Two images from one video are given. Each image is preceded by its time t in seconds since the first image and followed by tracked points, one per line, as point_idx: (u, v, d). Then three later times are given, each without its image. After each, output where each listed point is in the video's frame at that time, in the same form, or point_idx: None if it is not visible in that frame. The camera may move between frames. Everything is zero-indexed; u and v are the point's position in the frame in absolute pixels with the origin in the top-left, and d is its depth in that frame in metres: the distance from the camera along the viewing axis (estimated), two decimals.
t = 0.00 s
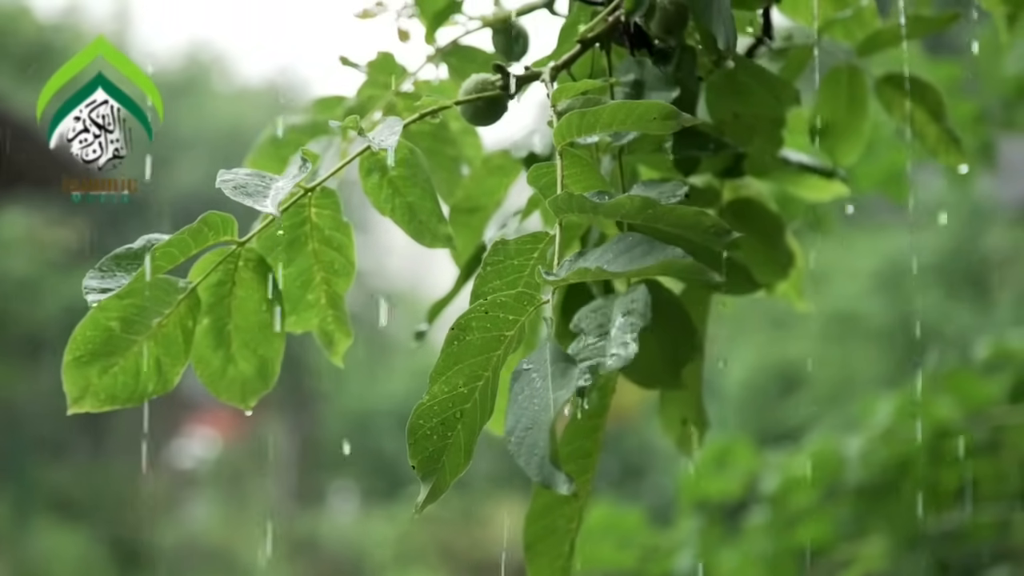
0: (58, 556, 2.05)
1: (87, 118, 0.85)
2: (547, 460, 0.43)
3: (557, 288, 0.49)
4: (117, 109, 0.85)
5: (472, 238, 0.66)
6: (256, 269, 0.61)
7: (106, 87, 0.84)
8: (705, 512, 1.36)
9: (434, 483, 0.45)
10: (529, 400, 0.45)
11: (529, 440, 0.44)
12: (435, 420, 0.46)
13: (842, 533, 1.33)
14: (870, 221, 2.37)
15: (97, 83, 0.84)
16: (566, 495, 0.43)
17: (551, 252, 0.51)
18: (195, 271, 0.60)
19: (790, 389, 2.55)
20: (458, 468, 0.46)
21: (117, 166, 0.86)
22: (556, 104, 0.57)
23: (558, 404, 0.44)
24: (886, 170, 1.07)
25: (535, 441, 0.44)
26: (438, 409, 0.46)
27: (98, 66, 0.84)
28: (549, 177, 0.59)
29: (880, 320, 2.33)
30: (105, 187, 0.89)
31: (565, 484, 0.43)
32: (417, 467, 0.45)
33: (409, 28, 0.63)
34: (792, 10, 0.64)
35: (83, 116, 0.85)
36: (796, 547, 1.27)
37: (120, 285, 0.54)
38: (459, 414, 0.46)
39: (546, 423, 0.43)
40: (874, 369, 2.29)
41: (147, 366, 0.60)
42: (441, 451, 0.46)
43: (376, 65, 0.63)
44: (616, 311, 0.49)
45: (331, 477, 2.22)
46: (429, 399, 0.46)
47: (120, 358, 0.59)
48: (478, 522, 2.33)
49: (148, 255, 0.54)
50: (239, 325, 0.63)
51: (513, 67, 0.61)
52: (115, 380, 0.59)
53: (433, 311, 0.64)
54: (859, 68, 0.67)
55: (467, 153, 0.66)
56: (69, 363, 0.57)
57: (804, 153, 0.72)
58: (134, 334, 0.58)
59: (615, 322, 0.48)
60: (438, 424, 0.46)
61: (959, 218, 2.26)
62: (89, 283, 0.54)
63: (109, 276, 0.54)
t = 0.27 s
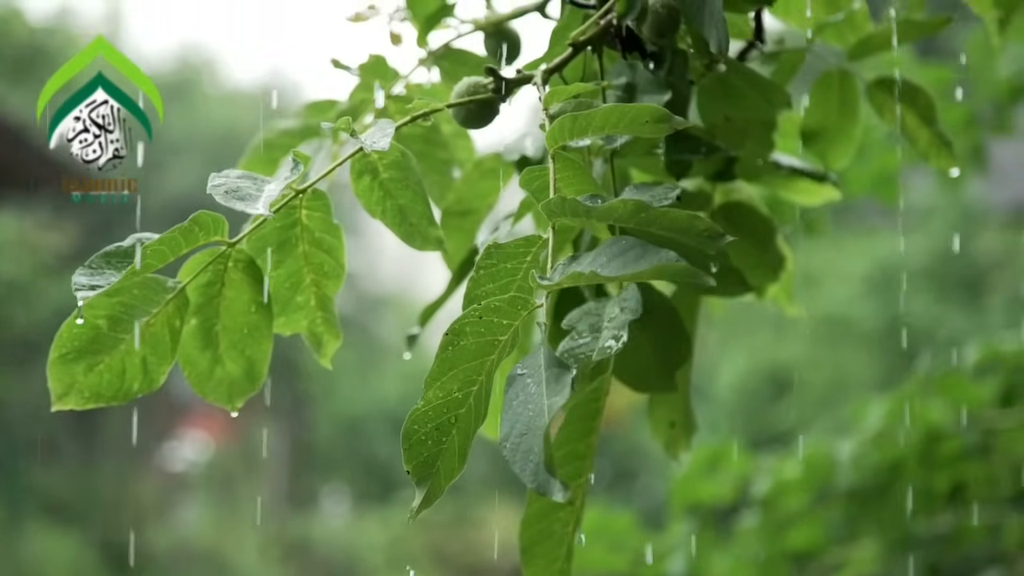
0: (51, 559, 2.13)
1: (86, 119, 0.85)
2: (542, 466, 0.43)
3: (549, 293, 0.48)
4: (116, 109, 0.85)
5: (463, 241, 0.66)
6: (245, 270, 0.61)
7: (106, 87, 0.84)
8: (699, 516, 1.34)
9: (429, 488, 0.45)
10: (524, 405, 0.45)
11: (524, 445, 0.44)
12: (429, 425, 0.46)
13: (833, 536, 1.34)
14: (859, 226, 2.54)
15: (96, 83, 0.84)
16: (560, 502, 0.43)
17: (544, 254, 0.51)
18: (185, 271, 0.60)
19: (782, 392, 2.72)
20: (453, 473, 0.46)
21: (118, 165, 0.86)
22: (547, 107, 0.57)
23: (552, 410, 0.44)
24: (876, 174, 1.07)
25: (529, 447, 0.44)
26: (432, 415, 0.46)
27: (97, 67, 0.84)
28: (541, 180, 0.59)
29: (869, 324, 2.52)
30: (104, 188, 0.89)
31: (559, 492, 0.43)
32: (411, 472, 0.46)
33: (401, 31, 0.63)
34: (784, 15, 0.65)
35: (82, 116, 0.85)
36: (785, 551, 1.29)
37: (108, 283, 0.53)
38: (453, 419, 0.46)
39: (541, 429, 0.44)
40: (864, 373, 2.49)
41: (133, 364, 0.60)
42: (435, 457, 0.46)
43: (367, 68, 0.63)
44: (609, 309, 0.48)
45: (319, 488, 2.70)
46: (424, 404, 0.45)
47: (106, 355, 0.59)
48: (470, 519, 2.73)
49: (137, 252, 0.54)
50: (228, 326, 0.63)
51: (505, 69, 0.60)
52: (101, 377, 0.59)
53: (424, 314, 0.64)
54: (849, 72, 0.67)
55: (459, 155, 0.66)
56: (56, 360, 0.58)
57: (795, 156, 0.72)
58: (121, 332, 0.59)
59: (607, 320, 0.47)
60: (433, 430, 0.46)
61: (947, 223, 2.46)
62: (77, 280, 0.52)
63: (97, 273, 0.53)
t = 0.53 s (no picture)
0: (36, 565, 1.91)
1: (86, 118, 0.84)
2: (523, 473, 0.43)
3: (538, 297, 0.48)
4: (117, 109, 0.84)
5: (455, 245, 0.66)
6: (237, 275, 0.61)
7: (107, 87, 0.83)
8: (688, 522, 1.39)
9: (417, 493, 0.45)
10: (509, 410, 0.45)
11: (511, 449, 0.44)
12: (417, 430, 0.46)
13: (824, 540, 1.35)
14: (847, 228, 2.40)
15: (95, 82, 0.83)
16: (543, 508, 0.43)
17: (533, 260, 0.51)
18: (176, 276, 0.60)
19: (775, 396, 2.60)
20: (443, 478, 0.46)
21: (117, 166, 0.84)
22: (538, 111, 0.57)
23: (535, 415, 0.44)
24: (864, 179, 1.07)
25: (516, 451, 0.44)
26: (421, 419, 0.46)
27: (98, 67, 0.83)
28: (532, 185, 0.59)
29: (859, 326, 2.38)
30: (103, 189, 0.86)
31: (542, 497, 0.43)
32: (401, 477, 0.45)
33: (392, 36, 0.63)
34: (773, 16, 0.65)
35: (81, 115, 0.84)
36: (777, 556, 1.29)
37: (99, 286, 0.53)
38: (441, 424, 0.46)
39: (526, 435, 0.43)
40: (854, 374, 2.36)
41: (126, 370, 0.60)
42: (425, 461, 0.46)
43: (359, 72, 0.63)
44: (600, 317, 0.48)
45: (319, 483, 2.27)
46: (412, 409, 0.45)
47: (100, 362, 0.59)
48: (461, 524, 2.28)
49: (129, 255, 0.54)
50: (221, 332, 0.63)
51: (496, 74, 0.60)
52: (95, 385, 0.59)
53: (415, 317, 0.64)
54: (839, 76, 0.68)
55: (450, 160, 0.66)
56: (50, 367, 0.57)
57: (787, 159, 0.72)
58: (114, 339, 0.58)
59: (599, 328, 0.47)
60: (421, 434, 0.46)
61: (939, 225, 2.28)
62: (66, 282, 0.52)
63: (86, 275, 0.53)
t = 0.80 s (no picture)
0: None
1: (87, 118, 0.81)
2: (530, 473, 0.43)
3: (532, 299, 0.48)
4: (117, 109, 0.81)
5: (444, 249, 0.66)
6: (227, 278, 0.61)
7: (107, 87, 0.80)
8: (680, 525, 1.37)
9: (410, 496, 0.45)
10: (509, 411, 0.45)
11: (512, 450, 0.43)
12: (411, 432, 0.45)
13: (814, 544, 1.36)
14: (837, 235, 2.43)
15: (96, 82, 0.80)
16: (551, 508, 0.43)
17: (525, 262, 0.51)
18: (166, 279, 0.60)
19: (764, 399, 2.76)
20: (435, 479, 0.46)
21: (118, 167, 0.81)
22: (529, 115, 0.57)
23: (540, 416, 0.44)
24: (853, 185, 1.07)
25: (517, 453, 0.43)
26: (415, 421, 0.46)
27: (98, 66, 0.81)
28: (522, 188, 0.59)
29: (848, 330, 2.53)
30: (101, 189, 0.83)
31: (549, 497, 0.42)
32: (393, 479, 0.45)
33: (382, 39, 0.63)
34: (766, 20, 0.63)
35: (82, 115, 0.81)
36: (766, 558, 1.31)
37: (89, 291, 0.54)
38: (435, 426, 0.46)
39: (529, 436, 0.43)
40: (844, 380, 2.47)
41: (115, 374, 0.60)
42: (417, 463, 0.45)
43: (349, 75, 0.63)
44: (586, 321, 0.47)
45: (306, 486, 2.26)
46: (406, 411, 0.45)
47: (89, 365, 0.58)
48: (455, 523, 2.35)
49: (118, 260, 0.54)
50: (210, 334, 0.63)
51: (487, 77, 0.61)
52: (84, 388, 0.59)
53: (405, 320, 0.64)
54: (829, 80, 0.68)
55: (440, 163, 0.65)
56: (38, 370, 0.57)
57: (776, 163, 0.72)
58: (103, 342, 0.58)
59: (584, 332, 0.46)
60: (415, 436, 0.46)
61: (927, 231, 2.39)
62: (58, 288, 0.54)
63: (78, 281, 0.54)
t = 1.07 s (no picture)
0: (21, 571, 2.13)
1: (87, 119, 0.81)
2: (513, 479, 0.43)
3: (522, 302, 0.48)
4: (117, 109, 0.81)
5: (438, 252, 0.66)
6: (219, 280, 0.61)
7: (107, 88, 0.80)
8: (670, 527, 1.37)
9: (400, 500, 0.45)
10: (496, 417, 0.45)
11: (497, 456, 0.44)
12: (402, 436, 0.45)
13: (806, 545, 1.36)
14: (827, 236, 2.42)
15: (96, 83, 0.80)
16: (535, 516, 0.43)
17: (517, 265, 0.51)
18: (158, 282, 0.60)
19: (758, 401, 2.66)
20: (426, 483, 0.46)
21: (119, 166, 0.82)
22: (521, 118, 0.57)
23: (524, 423, 0.44)
24: (844, 190, 1.08)
25: (502, 459, 0.43)
26: (406, 426, 0.45)
27: (98, 66, 0.81)
28: (515, 191, 0.59)
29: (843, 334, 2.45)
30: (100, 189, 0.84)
31: (532, 505, 0.42)
32: (384, 483, 0.45)
33: (375, 42, 0.63)
34: (754, 29, 0.62)
35: (83, 116, 0.81)
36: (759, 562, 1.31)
37: (83, 297, 0.54)
38: (426, 431, 0.46)
39: (513, 442, 0.43)
40: (836, 382, 2.42)
41: (108, 376, 0.59)
42: (408, 468, 0.45)
43: (341, 78, 0.63)
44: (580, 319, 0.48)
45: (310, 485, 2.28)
46: (397, 416, 0.45)
47: (81, 368, 0.59)
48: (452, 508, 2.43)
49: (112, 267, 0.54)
50: (203, 336, 0.63)
51: (478, 80, 0.60)
52: (77, 390, 0.59)
53: (398, 323, 0.64)
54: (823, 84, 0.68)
55: (433, 165, 0.66)
56: (31, 372, 0.57)
57: (769, 165, 0.72)
58: (96, 344, 0.58)
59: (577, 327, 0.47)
60: (406, 440, 0.45)
61: (920, 234, 2.41)
62: (51, 294, 0.53)
63: (71, 286, 0.54)
